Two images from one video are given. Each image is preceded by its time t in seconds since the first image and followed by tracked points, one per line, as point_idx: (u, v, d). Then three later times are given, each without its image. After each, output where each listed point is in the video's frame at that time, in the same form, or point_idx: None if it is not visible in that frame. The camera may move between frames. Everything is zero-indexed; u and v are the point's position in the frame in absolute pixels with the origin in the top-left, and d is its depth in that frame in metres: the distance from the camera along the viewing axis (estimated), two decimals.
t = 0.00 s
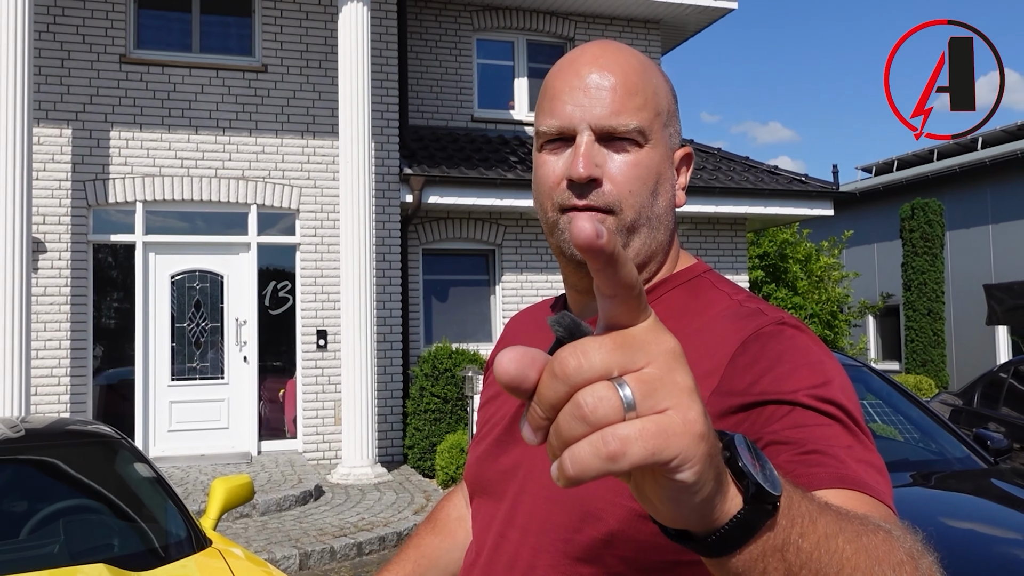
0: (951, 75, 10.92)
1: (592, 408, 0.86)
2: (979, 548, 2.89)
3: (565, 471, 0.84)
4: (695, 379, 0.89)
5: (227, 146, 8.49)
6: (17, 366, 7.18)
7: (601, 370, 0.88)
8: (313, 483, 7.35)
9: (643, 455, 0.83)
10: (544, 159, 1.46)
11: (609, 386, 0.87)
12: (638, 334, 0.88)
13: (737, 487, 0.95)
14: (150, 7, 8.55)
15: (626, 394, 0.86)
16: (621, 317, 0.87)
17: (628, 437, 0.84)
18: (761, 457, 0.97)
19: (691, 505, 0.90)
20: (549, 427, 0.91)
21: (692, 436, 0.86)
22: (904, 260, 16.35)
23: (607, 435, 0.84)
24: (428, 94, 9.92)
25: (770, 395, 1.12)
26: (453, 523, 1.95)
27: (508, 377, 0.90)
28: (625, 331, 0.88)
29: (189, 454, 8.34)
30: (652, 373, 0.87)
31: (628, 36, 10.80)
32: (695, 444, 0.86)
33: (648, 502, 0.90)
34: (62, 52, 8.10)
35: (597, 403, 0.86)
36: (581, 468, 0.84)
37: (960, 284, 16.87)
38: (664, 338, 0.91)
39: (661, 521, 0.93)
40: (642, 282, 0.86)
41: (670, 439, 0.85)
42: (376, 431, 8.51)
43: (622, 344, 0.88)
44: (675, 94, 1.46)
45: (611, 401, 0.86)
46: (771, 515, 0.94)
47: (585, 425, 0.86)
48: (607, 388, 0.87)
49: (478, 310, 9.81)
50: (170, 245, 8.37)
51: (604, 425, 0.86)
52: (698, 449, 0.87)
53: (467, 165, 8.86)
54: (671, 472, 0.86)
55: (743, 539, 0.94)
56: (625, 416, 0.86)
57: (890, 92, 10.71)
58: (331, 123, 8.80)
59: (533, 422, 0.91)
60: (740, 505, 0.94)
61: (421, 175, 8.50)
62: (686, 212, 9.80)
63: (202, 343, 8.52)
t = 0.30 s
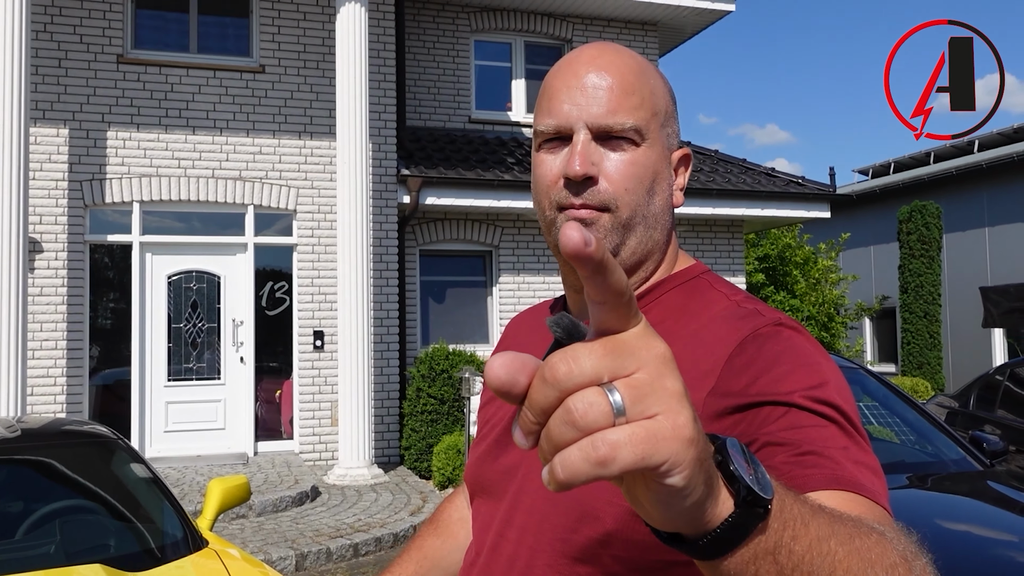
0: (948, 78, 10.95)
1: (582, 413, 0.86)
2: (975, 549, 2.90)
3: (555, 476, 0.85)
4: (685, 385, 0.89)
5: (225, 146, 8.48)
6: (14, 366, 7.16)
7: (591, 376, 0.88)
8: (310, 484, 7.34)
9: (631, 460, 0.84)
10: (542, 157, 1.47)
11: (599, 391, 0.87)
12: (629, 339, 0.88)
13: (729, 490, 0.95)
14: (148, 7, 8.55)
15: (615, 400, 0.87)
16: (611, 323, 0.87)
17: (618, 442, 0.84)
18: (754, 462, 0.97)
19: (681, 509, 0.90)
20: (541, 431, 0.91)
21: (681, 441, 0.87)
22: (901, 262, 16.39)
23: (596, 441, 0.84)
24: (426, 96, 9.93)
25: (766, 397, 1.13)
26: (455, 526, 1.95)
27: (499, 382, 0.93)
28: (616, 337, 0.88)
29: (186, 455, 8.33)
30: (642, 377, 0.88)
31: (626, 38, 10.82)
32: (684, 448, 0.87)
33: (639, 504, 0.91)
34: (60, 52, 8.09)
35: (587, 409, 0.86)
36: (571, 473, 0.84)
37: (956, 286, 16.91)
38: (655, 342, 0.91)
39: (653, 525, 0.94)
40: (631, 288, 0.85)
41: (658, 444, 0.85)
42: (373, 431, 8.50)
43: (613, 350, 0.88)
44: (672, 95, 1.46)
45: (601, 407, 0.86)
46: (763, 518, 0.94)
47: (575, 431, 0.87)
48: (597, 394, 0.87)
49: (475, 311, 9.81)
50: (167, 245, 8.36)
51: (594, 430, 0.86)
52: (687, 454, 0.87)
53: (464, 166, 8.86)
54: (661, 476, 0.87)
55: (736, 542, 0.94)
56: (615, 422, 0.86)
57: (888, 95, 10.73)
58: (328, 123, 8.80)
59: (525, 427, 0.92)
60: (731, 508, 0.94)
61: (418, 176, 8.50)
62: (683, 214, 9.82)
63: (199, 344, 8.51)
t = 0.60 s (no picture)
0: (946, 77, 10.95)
1: (556, 420, 0.87)
2: (972, 550, 2.90)
3: (531, 484, 0.85)
4: (662, 391, 0.89)
5: (221, 148, 8.47)
6: (10, 368, 7.14)
7: (565, 383, 0.88)
8: (307, 485, 7.33)
9: (605, 467, 0.84)
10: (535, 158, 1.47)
11: (573, 399, 0.87)
12: (603, 345, 0.89)
13: (711, 496, 0.95)
14: (144, 8, 8.53)
15: (589, 408, 0.87)
16: (585, 330, 0.88)
17: (591, 450, 0.84)
18: (736, 467, 0.97)
19: (659, 515, 0.90)
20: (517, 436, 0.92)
21: (655, 448, 0.87)
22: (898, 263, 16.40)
23: (571, 448, 0.85)
24: (423, 97, 9.93)
25: (760, 398, 1.13)
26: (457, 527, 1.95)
27: (473, 389, 0.92)
28: (590, 343, 0.89)
29: (183, 457, 8.31)
30: (617, 385, 0.88)
31: (623, 39, 10.83)
32: (659, 455, 0.86)
33: (618, 511, 0.91)
34: (56, 52, 8.08)
35: (561, 416, 0.87)
36: (546, 481, 0.85)
37: (954, 287, 16.93)
38: (631, 348, 0.91)
39: (633, 531, 0.94)
40: (606, 295, 0.86)
41: (633, 451, 0.85)
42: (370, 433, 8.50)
43: (587, 357, 0.88)
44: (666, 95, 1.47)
45: (575, 414, 0.87)
46: (745, 524, 0.95)
47: (550, 438, 0.87)
48: (571, 401, 0.87)
49: (473, 312, 9.80)
50: (163, 247, 8.35)
51: (568, 438, 0.87)
52: (661, 461, 0.87)
53: (461, 168, 8.86)
54: (636, 483, 0.87)
55: (718, 547, 0.94)
56: (589, 429, 0.86)
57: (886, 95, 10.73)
58: (325, 124, 8.79)
59: (501, 434, 0.92)
60: (711, 514, 0.94)
61: (415, 177, 8.49)
62: (680, 215, 9.82)
63: (196, 345, 8.51)
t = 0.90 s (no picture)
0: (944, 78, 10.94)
1: (526, 435, 0.87)
2: (970, 551, 2.91)
3: (500, 497, 0.86)
4: (636, 406, 0.89)
5: (219, 147, 8.46)
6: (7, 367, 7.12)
7: (537, 396, 0.88)
8: (305, 485, 7.33)
9: (573, 483, 0.83)
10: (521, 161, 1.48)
11: (544, 411, 0.87)
12: (579, 356, 0.89)
13: (691, 514, 0.96)
14: (143, 7, 8.51)
15: (560, 421, 0.87)
16: (561, 342, 0.88)
17: (560, 465, 0.84)
18: (716, 483, 0.98)
19: (633, 533, 0.90)
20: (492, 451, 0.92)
21: (628, 465, 0.86)
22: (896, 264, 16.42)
23: (539, 462, 0.85)
24: (422, 97, 9.91)
25: (756, 402, 1.13)
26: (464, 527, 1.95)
27: (447, 398, 0.92)
28: (564, 354, 0.89)
29: (181, 456, 8.30)
30: (592, 398, 0.87)
31: (621, 39, 10.84)
32: (630, 473, 0.86)
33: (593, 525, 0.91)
34: (54, 51, 8.07)
35: (530, 429, 0.87)
36: (514, 494, 0.85)
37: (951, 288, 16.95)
38: (608, 362, 0.91)
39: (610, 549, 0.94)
40: (580, 305, 0.86)
41: (603, 467, 0.85)
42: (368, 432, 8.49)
43: (561, 370, 0.88)
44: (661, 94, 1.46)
45: (545, 427, 0.86)
46: (726, 543, 0.96)
47: (519, 450, 0.88)
48: (542, 413, 0.87)
49: (470, 313, 9.78)
50: (161, 246, 8.34)
51: (538, 452, 0.87)
52: (634, 479, 0.86)
53: (458, 168, 8.85)
54: (606, 501, 0.86)
55: (701, 565, 0.96)
56: (560, 444, 0.86)
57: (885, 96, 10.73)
58: (324, 124, 8.79)
59: (474, 445, 0.92)
60: (692, 533, 0.95)
61: (414, 177, 8.49)
62: (678, 216, 9.81)
63: (194, 345, 8.50)
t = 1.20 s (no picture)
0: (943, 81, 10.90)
1: None
2: (965, 556, 2.89)
3: None
4: None
5: (218, 143, 8.45)
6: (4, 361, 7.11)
7: None
8: (301, 482, 7.32)
9: None
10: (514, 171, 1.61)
11: None
12: None
13: None
14: (143, 2, 8.50)
15: None
16: None
17: None
18: None
19: None
20: None
21: None
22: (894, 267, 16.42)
23: None
24: (423, 95, 9.92)
25: (693, 420, 1.02)
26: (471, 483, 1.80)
27: None
28: None
29: (177, 452, 8.30)
30: None
31: (622, 40, 10.84)
32: None
33: None
34: (53, 45, 8.05)
35: None
36: None
37: (949, 292, 16.97)
38: None
39: None
40: None
41: None
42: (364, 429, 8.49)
43: None
44: (567, 95, 1.30)
45: None
46: None
47: None
48: None
49: (468, 311, 9.79)
50: (159, 242, 8.32)
51: None
52: None
53: (457, 166, 8.84)
54: None
55: None
56: None
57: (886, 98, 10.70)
58: (323, 121, 8.79)
59: None
60: None
61: (413, 175, 8.46)
62: (677, 216, 9.82)
63: (191, 341, 8.48)
